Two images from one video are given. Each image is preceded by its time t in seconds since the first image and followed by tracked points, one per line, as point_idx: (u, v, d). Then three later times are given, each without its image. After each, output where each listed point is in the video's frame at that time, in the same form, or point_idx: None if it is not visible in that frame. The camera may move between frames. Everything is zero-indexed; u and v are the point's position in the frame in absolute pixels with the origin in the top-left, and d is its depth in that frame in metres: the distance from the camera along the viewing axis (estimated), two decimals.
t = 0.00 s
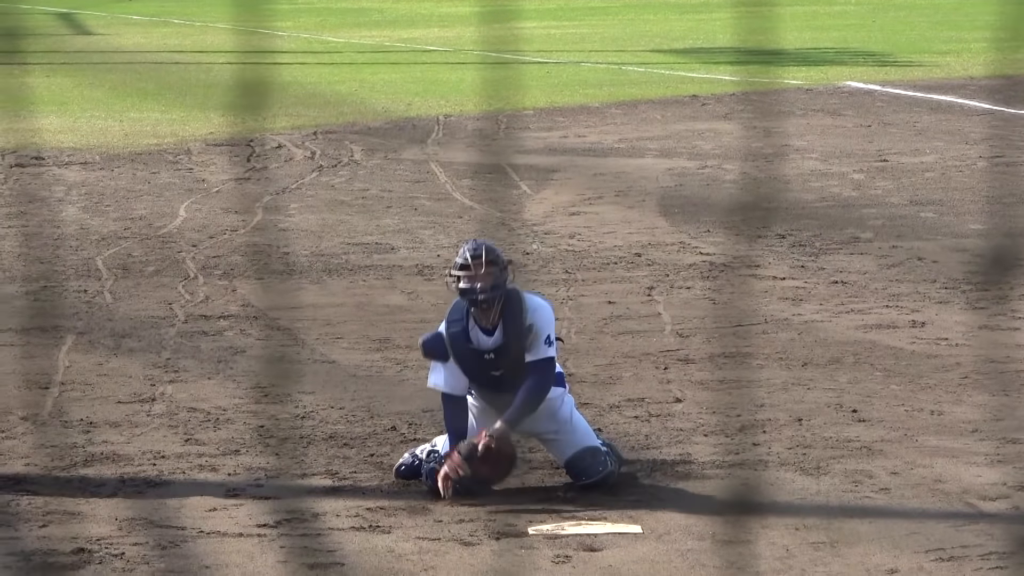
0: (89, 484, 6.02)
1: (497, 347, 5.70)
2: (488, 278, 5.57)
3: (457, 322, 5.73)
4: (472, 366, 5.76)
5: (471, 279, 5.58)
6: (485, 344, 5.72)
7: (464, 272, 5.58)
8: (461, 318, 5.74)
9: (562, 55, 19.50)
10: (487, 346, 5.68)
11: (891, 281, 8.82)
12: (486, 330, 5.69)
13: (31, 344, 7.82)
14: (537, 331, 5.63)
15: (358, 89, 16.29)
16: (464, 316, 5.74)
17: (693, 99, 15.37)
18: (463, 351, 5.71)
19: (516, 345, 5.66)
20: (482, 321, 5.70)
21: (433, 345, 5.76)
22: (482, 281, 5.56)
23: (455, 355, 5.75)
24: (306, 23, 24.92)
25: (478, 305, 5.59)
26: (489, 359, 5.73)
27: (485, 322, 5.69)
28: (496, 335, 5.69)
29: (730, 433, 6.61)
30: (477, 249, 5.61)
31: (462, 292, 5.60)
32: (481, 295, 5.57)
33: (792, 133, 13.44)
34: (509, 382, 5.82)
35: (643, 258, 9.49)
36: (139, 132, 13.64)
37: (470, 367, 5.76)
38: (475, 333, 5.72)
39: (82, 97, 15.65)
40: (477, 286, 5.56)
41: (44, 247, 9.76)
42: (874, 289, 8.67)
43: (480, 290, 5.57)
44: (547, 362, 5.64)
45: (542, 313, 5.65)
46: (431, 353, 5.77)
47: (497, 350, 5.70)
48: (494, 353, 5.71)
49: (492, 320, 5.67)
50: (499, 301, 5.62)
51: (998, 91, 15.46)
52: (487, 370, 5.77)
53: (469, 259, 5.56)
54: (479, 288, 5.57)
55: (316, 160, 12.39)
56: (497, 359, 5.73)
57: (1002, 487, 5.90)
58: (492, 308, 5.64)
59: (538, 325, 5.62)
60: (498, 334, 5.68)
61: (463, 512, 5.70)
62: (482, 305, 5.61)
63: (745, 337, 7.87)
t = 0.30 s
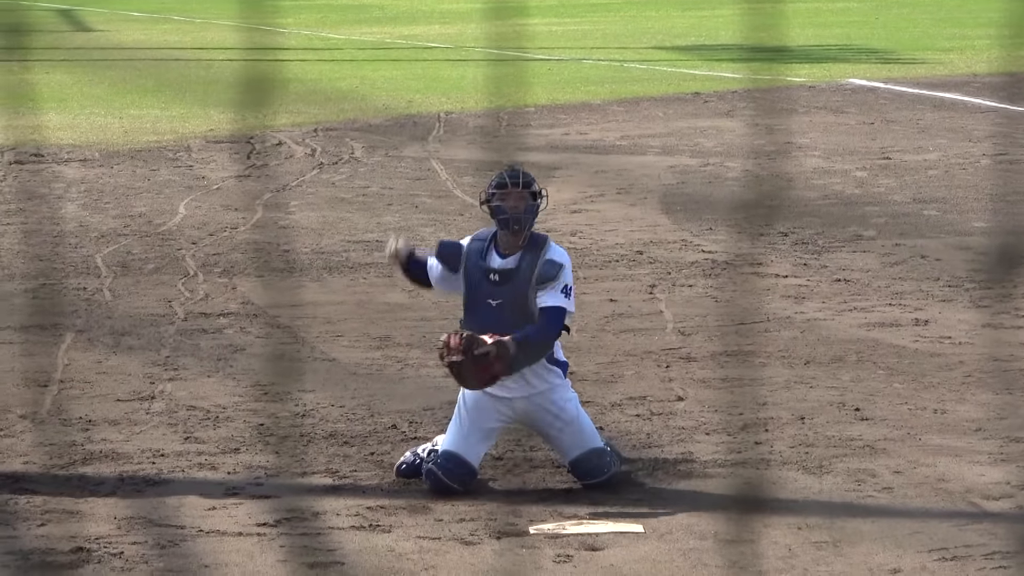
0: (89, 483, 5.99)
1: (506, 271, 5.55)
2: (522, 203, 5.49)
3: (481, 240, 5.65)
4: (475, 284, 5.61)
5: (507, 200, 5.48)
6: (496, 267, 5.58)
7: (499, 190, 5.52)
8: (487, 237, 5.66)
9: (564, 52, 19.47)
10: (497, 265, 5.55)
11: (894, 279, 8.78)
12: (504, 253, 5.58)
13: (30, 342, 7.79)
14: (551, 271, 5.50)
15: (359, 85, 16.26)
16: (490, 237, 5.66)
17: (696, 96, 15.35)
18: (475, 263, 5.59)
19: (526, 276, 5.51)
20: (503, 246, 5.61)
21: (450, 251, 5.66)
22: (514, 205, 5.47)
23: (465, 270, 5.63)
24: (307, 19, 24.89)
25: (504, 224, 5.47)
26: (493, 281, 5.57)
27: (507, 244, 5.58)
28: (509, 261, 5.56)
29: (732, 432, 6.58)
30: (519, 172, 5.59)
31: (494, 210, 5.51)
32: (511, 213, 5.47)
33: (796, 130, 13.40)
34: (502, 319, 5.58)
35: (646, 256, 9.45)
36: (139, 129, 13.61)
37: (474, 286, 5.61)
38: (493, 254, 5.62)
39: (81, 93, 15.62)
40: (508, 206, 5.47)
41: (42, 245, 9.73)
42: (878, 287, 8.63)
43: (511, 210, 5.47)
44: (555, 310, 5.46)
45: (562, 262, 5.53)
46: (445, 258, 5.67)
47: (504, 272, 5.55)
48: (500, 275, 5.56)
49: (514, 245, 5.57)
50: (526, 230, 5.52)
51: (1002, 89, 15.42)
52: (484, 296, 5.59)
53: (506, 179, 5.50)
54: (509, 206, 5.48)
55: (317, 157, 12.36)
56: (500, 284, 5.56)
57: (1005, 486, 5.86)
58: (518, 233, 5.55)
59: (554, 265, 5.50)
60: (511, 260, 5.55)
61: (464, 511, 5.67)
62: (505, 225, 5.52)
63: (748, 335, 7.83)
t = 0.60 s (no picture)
0: (72, 492, 5.76)
1: (529, 263, 5.45)
2: (542, 198, 5.46)
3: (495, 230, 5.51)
4: (493, 275, 5.45)
5: (527, 193, 5.45)
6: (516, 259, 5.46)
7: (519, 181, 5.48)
8: (500, 228, 5.53)
9: (563, 48, 19.24)
10: (523, 257, 5.44)
11: (903, 284, 8.57)
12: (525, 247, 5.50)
13: (12, 347, 7.56)
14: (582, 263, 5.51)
15: (352, 83, 16.04)
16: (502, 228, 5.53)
17: (699, 95, 15.13)
18: (495, 253, 5.45)
19: (553, 270, 5.45)
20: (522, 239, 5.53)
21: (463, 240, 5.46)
22: (536, 200, 5.44)
23: (482, 260, 5.47)
24: (299, 14, 24.66)
25: (525, 219, 5.46)
26: (515, 274, 5.43)
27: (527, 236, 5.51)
28: (532, 254, 5.48)
29: (736, 441, 6.37)
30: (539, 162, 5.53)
31: (512, 202, 5.48)
32: (530, 206, 5.44)
33: (802, 130, 13.19)
34: (521, 312, 5.43)
35: (647, 259, 9.24)
36: (125, 127, 13.39)
37: (492, 276, 5.45)
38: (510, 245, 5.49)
39: (66, 90, 15.40)
40: (527, 200, 5.45)
41: (26, 246, 9.50)
42: (886, 292, 8.42)
43: (531, 204, 5.45)
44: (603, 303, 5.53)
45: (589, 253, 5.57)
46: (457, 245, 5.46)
47: (532, 267, 5.43)
48: (523, 268, 5.44)
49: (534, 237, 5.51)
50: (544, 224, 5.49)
51: (1012, 87, 15.21)
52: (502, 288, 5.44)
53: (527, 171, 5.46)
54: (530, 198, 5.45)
55: (308, 157, 12.14)
56: (524, 278, 5.42)
57: (1018, 497, 5.65)
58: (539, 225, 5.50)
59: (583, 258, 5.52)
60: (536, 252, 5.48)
61: (460, 522, 5.45)
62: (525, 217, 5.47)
63: (752, 341, 7.62)
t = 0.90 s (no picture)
0: (45, 506, 5.38)
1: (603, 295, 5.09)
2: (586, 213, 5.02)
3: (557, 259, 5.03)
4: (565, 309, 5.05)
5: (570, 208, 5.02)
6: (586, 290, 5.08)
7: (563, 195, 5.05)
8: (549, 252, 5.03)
9: (567, 38, 18.87)
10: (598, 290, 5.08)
11: (925, 288, 8.20)
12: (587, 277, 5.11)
13: None
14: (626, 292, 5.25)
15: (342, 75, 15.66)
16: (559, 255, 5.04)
17: (710, 87, 14.76)
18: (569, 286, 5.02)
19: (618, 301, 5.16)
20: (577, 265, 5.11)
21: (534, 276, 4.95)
22: (579, 213, 5.00)
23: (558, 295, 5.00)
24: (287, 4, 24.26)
25: (567, 232, 4.99)
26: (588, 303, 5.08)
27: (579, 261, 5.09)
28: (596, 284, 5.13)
29: (749, 453, 6.00)
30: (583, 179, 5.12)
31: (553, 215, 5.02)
32: (578, 222, 4.99)
33: (818, 124, 12.82)
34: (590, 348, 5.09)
35: (654, 260, 8.87)
36: (102, 120, 13.01)
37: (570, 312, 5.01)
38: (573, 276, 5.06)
39: (42, 82, 15.01)
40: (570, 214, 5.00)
41: None
42: (907, 296, 8.06)
43: (574, 220, 5.00)
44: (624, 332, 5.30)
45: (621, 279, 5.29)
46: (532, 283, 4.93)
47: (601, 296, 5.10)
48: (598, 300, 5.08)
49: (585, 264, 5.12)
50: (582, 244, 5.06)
51: None
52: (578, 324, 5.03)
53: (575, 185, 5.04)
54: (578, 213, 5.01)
55: (296, 153, 11.76)
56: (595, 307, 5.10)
57: None
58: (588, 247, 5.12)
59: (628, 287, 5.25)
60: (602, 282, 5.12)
61: (456, 538, 5.08)
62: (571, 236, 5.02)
63: (764, 348, 7.25)
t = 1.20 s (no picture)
0: (13, 514, 5.00)
1: (579, 294, 4.68)
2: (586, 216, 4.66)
3: (534, 255, 4.74)
4: (537, 313, 4.70)
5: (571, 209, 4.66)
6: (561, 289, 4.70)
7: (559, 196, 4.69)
8: (535, 249, 4.76)
9: (568, 19, 18.49)
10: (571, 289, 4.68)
11: (948, 283, 7.84)
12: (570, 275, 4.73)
13: None
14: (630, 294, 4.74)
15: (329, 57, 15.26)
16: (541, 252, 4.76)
17: (720, 70, 14.39)
18: (536, 284, 4.69)
19: (604, 301, 4.70)
20: (564, 262, 4.75)
21: (499, 275, 4.69)
22: (579, 215, 4.65)
23: (523, 292, 4.70)
24: None
25: (564, 236, 4.67)
26: (561, 306, 4.68)
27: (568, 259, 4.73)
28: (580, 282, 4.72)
29: (762, 458, 5.63)
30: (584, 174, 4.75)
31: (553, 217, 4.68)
32: (575, 225, 4.65)
33: (834, 109, 12.44)
34: (566, 348, 4.74)
35: (661, 254, 8.50)
36: (76, 105, 12.60)
37: (536, 310, 4.70)
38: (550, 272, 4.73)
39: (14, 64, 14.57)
40: (569, 215, 4.65)
41: None
42: (928, 291, 7.69)
43: (573, 222, 4.65)
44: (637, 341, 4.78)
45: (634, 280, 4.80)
46: (495, 281, 4.69)
47: (579, 298, 4.68)
48: (572, 297, 4.68)
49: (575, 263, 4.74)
50: (586, 244, 4.70)
51: None
52: (548, 323, 4.70)
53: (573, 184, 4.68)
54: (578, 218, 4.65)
55: (281, 139, 11.37)
56: (571, 309, 4.69)
57: None
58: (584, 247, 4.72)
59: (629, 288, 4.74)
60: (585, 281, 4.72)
61: (452, 548, 4.71)
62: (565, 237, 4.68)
63: (778, 347, 6.89)
